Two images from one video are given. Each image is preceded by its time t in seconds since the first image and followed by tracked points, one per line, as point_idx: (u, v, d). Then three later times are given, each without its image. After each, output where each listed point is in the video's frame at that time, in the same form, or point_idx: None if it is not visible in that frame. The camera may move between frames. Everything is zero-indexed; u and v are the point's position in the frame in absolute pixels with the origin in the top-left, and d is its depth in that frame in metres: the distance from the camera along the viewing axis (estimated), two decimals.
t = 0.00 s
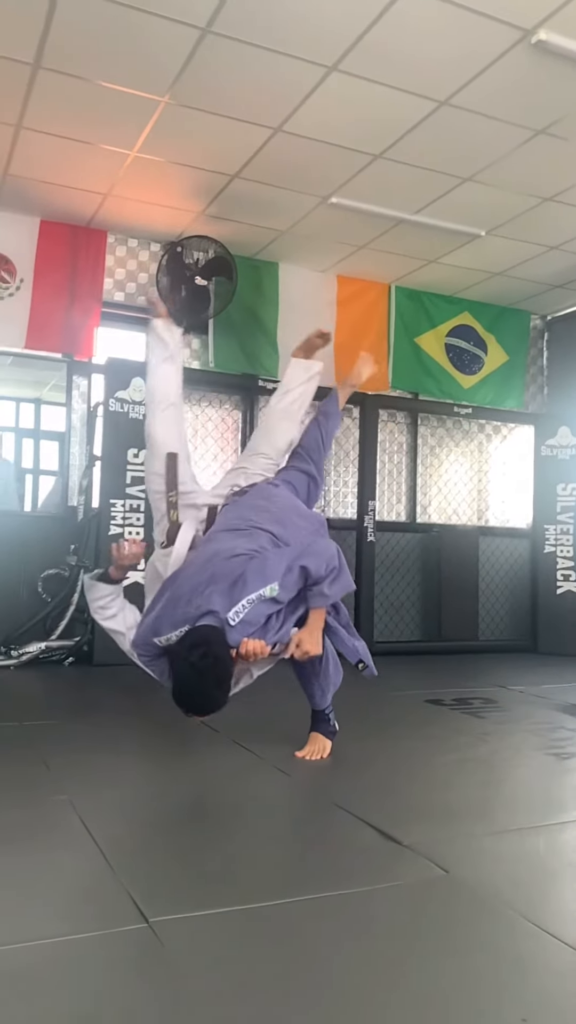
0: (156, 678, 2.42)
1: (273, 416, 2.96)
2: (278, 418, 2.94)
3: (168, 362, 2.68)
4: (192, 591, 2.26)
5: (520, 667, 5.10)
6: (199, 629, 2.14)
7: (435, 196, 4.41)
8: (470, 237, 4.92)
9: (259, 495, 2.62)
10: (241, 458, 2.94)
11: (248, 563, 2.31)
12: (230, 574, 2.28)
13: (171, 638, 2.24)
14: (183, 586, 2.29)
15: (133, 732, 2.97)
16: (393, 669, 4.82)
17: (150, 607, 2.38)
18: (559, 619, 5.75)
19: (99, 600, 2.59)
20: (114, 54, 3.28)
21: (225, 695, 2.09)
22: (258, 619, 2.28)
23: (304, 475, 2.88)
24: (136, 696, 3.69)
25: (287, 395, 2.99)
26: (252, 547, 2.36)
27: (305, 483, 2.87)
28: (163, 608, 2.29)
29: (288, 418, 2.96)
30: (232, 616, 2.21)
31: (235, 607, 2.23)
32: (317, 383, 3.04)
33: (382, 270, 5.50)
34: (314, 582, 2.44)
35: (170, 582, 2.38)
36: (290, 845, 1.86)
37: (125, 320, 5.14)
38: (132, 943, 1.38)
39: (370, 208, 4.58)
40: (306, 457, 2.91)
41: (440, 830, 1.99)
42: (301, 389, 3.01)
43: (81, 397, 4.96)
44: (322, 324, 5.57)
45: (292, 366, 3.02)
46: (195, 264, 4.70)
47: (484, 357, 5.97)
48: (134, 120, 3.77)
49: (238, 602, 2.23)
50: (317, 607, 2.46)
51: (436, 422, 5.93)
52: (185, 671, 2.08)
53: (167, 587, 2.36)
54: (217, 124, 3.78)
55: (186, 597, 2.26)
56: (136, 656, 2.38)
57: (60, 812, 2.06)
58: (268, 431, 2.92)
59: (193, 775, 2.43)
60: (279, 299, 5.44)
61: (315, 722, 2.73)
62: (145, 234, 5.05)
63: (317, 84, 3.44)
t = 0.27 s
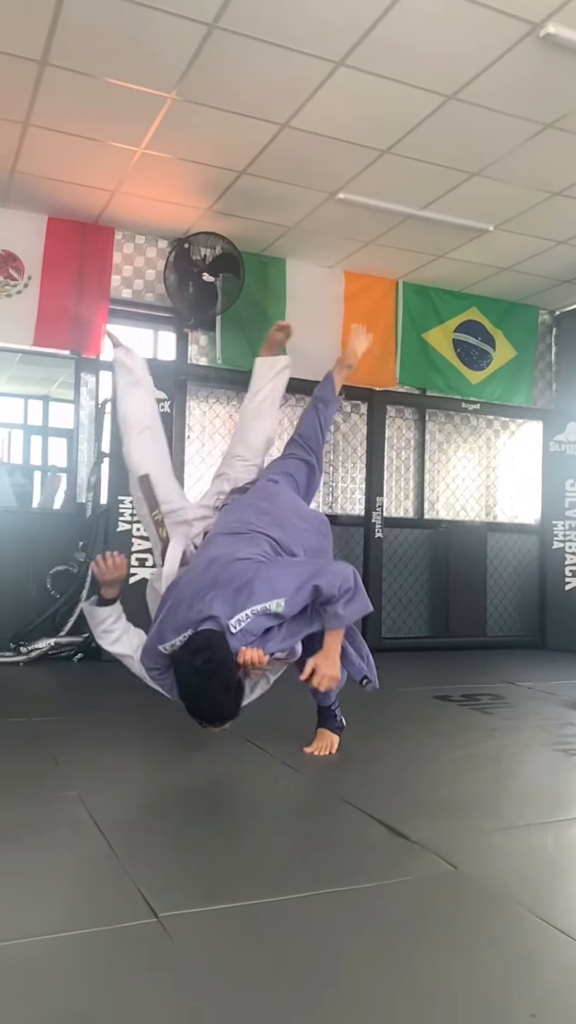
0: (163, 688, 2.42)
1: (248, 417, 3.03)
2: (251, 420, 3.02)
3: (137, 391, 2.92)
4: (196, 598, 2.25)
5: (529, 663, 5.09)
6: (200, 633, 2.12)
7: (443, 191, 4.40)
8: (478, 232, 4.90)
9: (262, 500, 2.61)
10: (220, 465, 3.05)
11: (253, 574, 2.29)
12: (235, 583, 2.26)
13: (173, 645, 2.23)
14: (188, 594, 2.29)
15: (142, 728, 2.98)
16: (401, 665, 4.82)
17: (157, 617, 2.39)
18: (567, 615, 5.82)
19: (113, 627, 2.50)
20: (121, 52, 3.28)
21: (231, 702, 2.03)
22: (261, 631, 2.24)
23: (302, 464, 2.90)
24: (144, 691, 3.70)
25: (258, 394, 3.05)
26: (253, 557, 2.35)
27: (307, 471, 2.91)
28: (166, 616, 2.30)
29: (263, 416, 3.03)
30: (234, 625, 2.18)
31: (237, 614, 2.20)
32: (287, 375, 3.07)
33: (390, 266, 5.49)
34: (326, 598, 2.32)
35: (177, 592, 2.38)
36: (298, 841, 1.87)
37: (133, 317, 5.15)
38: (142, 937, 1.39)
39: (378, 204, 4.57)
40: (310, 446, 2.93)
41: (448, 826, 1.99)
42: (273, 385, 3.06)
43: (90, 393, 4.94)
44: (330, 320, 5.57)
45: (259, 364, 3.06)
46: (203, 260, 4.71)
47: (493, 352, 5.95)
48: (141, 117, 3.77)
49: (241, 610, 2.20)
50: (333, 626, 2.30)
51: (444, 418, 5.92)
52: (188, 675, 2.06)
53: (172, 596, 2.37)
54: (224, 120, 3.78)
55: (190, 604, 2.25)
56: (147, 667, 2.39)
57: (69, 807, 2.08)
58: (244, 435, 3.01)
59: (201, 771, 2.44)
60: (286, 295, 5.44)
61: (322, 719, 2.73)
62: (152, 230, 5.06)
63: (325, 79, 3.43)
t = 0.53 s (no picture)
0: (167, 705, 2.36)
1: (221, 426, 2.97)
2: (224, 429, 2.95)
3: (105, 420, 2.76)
4: (197, 604, 2.18)
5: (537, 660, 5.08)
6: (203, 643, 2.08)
7: (450, 187, 4.39)
8: (486, 229, 4.89)
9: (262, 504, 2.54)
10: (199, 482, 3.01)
11: (256, 581, 2.21)
12: (237, 588, 2.19)
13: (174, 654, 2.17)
14: (189, 600, 2.22)
15: (150, 726, 2.99)
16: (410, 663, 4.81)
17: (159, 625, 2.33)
18: None
19: (115, 651, 2.43)
20: (128, 50, 3.28)
21: (236, 707, 2.03)
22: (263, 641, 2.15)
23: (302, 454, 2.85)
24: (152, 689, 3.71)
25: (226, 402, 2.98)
26: (256, 563, 2.28)
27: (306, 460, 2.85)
28: (168, 624, 2.23)
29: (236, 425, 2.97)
30: (234, 632, 2.09)
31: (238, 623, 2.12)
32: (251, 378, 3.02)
33: (397, 263, 5.48)
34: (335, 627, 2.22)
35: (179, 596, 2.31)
36: (306, 839, 1.87)
37: (140, 315, 5.16)
38: (151, 935, 1.39)
39: (385, 201, 4.56)
40: (304, 428, 2.86)
41: (456, 824, 1.99)
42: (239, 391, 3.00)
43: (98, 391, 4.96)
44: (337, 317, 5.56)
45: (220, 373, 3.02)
46: (210, 258, 4.71)
47: (500, 349, 5.94)
48: (148, 115, 3.77)
49: (242, 619, 2.12)
50: (346, 657, 2.23)
51: (451, 415, 5.90)
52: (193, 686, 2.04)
53: (174, 602, 2.30)
54: (231, 118, 3.78)
55: (191, 611, 2.18)
56: (151, 680, 2.30)
57: (78, 805, 2.08)
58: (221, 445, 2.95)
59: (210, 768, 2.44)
60: (293, 292, 5.44)
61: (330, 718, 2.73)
62: (160, 228, 5.06)
63: (332, 76, 3.43)
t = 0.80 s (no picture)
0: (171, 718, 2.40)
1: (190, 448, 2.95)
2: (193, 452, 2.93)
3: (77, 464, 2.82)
4: (198, 617, 2.20)
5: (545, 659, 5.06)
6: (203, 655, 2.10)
7: (457, 186, 4.38)
8: (493, 227, 4.88)
9: (256, 512, 2.50)
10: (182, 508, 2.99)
11: (255, 594, 2.21)
12: (237, 601, 2.19)
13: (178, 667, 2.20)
14: (189, 612, 2.23)
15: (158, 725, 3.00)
16: (417, 662, 4.81)
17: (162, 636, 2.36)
18: None
19: (119, 681, 2.41)
20: (134, 50, 3.29)
21: (238, 718, 2.06)
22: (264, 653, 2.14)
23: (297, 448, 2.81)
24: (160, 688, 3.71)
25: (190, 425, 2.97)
26: (255, 574, 2.28)
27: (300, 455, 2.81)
28: (170, 638, 2.25)
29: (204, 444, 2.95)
30: (235, 645, 2.10)
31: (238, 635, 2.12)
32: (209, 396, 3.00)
33: (404, 262, 5.47)
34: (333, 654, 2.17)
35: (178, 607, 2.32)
36: (313, 838, 1.87)
37: (147, 315, 5.17)
38: (158, 933, 1.40)
39: (391, 200, 4.55)
40: (298, 419, 2.82)
41: (464, 823, 1.98)
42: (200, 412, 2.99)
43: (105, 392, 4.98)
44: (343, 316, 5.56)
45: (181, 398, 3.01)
46: (216, 258, 4.72)
47: (507, 348, 5.93)
48: (154, 115, 3.78)
49: (242, 632, 2.13)
50: (345, 695, 2.17)
51: (458, 414, 5.89)
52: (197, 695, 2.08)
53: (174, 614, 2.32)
54: (237, 118, 3.78)
55: (191, 624, 2.20)
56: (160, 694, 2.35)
57: (86, 804, 2.09)
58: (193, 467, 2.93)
59: (217, 767, 2.44)
60: (299, 292, 5.44)
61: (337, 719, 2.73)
62: (166, 228, 5.07)
63: (338, 75, 3.42)
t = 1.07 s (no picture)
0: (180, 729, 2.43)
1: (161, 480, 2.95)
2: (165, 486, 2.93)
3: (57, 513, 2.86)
4: (198, 633, 2.20)
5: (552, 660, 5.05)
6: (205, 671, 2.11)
7: (462, 186, 4.37)
8: (498, 227, 4.87)
9: (250, 523, 2.49)
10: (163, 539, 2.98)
11: (253, 609, 2.20)
12: (235, 617, 2.19)
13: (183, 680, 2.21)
14: (189, 628, 2.24)
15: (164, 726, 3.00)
16: (424, 662, 4.80)
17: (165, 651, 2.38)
18: None
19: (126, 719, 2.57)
20: (139, 51, 3.29)
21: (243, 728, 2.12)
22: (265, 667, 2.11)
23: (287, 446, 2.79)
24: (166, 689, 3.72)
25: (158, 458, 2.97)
26: (254, 588, 2.28)
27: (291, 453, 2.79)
28: (171, 654, 2.27)
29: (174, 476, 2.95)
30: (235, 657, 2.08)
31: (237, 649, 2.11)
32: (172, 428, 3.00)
33: (409, 262, 5.47)
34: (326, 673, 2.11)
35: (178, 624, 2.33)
36: (320, 839, 1.87)
37: (153, 316, 5.18)
38: (165, 933, 1.40)
39: (397, 200, 4.55)
40: (288, 418, 2.79)
41: (471, 825, 1.98)
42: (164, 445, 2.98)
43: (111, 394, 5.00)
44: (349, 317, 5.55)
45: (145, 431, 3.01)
46: (222, 259, 4.72)
47: (513, 348, 5.92)
48: (159, 117, 3.79)
49: (241, 646, 2.11)
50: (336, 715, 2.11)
51: (465, 414, 5.88)
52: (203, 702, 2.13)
53: (174, 630, 2.32)
54: (243, 118, 3.78)
55: (192, 640, 2.21)
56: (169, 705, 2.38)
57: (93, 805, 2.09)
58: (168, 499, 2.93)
59: (224, 768, 2.44)
60: (305, 292, 5.44)
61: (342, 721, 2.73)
62: (172, 229, 5.07)
63: (343, 75, 3.42)
